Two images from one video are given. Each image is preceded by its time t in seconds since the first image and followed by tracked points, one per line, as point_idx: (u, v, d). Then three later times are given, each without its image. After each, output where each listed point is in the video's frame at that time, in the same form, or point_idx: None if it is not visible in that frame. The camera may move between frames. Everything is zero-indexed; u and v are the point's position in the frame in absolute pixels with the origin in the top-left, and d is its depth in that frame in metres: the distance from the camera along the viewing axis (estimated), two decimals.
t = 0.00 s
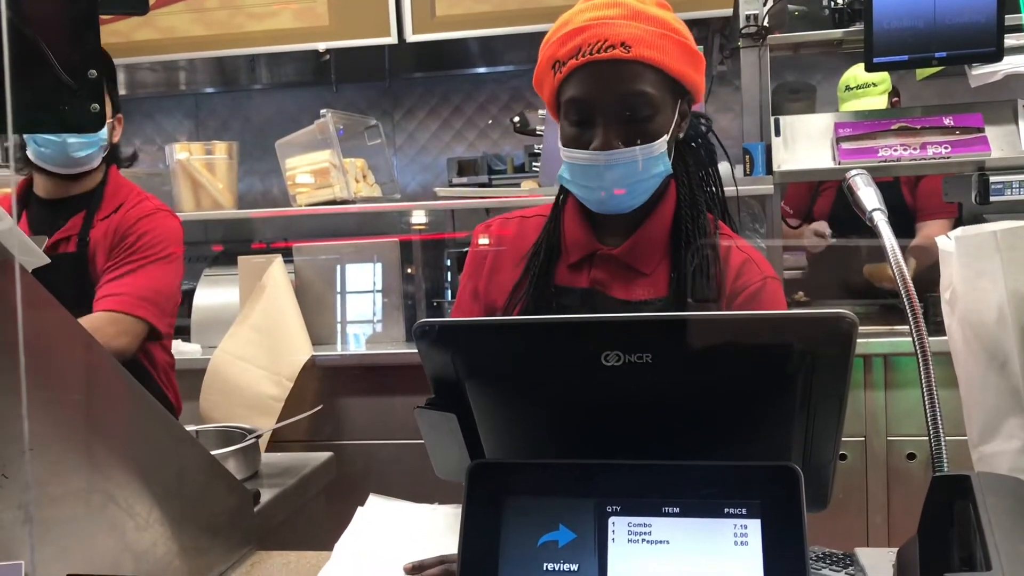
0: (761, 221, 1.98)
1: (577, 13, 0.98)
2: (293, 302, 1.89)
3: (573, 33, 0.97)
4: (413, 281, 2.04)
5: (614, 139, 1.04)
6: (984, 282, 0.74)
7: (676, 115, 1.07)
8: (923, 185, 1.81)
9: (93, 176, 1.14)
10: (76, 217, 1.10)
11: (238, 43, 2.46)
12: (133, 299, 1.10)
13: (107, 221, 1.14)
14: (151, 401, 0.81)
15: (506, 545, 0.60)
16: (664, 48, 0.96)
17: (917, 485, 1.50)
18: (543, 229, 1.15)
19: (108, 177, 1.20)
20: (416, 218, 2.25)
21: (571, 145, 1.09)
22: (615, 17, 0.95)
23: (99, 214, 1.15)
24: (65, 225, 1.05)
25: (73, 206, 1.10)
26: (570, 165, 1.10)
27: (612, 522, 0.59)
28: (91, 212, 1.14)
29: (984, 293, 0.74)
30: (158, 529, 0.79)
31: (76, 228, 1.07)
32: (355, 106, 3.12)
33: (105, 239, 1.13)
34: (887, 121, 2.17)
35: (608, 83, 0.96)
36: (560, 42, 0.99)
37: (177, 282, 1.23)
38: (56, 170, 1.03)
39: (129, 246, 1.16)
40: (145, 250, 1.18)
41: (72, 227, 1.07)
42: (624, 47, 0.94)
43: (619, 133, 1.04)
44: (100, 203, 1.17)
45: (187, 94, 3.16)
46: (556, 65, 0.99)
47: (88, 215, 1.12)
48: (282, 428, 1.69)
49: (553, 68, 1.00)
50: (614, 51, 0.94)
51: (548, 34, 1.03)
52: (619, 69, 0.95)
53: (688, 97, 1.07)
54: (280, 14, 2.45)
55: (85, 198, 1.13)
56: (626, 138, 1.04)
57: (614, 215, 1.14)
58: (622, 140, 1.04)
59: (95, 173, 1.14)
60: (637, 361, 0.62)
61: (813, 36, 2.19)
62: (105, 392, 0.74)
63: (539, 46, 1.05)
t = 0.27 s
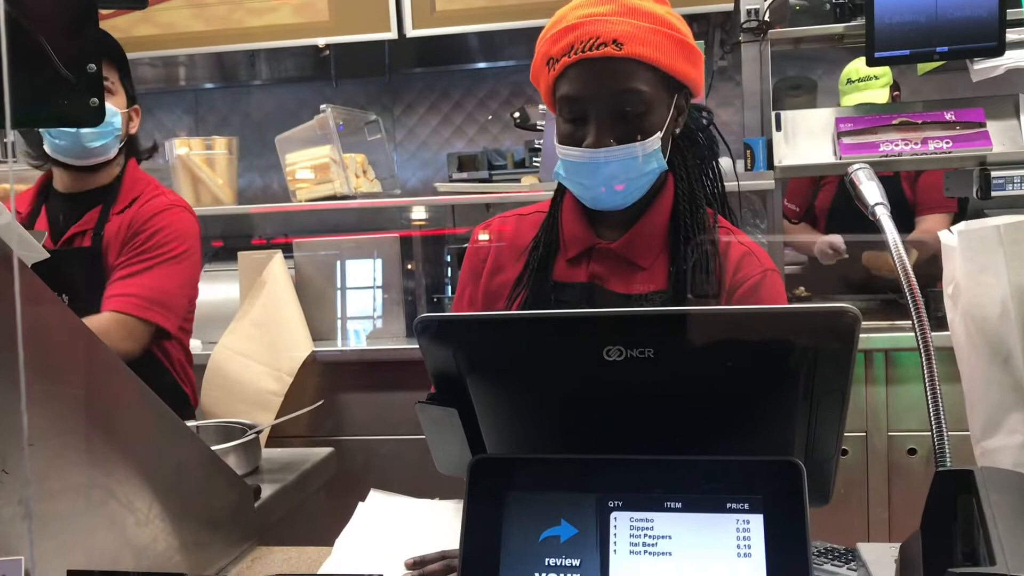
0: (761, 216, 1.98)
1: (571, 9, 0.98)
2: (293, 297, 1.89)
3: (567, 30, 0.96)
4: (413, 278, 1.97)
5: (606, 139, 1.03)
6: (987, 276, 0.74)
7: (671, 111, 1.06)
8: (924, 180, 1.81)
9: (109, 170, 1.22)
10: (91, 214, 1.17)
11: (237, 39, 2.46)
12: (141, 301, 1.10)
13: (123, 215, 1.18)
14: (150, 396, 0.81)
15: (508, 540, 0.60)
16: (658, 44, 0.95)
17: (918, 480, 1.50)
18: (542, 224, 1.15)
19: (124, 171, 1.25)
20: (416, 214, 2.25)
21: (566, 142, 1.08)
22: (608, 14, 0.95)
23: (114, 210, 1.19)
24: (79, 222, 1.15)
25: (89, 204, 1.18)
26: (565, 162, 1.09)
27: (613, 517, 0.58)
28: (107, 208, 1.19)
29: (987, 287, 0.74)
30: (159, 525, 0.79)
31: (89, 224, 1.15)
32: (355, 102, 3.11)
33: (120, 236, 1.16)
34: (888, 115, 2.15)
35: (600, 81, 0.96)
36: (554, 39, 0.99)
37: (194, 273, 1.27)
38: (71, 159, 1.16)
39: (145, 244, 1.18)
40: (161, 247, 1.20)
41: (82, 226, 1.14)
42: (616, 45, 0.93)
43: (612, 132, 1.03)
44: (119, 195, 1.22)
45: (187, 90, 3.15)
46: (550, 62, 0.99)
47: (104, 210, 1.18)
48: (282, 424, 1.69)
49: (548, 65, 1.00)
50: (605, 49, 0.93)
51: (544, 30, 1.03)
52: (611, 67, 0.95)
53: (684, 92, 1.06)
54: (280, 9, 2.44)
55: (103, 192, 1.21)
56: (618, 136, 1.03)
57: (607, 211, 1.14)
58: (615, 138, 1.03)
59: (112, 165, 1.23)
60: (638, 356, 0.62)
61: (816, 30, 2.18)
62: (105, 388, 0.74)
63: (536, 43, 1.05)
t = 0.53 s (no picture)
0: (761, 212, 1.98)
1: (567, 5, 0.97)
2: (294, 293, 1.89)
3: (563, 26, 0.96)
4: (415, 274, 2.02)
5: (603, 135, 1.03)
6: (990, 272, 0.74)
7: (669, 105, 1.05)
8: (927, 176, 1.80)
9: (122, 165, 1.23)
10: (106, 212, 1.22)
11: (237, 34, 2.45)
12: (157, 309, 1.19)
13: (136, 217, 1.23)
14: (149, 392, 0.81)
15: (508, 536, 0.60)
16: (654, 40, 0.94)
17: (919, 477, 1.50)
18: (541, 220, 1.14)
19: (137, 167, 1.27)
20: (417, 211, 2.20)
21: (563, 139, 1.08)
22: (604, 9, 0.94)
23: (127, 211, 1.23)
24: (91, 222, 1.20)
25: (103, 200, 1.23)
26: (561, 159, 1.08)
27: (614, 514, 0.58)
28: (121, 207, 1.23)
29: (990, 283, 0.73)
30: (159, 521, 0.79)
31: (104, 224, 1.20)
32: (355, 97, 3.10)
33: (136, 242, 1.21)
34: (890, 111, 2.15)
35: (597, 78, 0.96)
36: (551, 36, 0.98)
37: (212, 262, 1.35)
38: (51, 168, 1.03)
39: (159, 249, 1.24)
40: (174, 253, 1.25)
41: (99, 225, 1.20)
42: (612, 41, 0.93)
43: (609, 129, 1.03)
44: (133, 193, 1.25)
45: (187, 85, 3.15)
46: (547, 59, 0.99)
47: (118, 209, 1.23)
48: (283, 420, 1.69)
49: (544, 61, 1.00)
50: (601, 46, 0.93)
51: (540, 26, 1.02)
52: (608, 63, 0.94)
53: (682, 87, 1.05)
54: (280, 5, 2.43)
55: (113, 189, 1.24)
56: (614, 133, 1.03)
57: (605, 207, 1.13)
58: (611, 135, 1.03)
59: (120, 163, 1.22)
60: (639, 352, 0.62)
61: (819, 27, 2.16)
62: (104, 384, 0.74)
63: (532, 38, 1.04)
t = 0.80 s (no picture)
0: (763, 209, 1.98)
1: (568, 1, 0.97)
2: (295, 289, 1.89)
3: (565, 22, 0.95)
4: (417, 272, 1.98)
5: (606, 132, 1.03)
6: (992, 269, 0.73)
7: (671, 101, 1.05)
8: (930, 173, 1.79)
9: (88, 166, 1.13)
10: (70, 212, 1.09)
11: (238, 31, 2.45)
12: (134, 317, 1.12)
13: (105, 216, 1.13)
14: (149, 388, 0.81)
15: (510, 534, 0.59)
16: (656, 36, 0.94)
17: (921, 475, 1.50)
18: (543, 217, 1.14)
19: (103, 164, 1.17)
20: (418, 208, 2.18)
21: (565, 136, 1.07)
22: (606, 5, 0.93)
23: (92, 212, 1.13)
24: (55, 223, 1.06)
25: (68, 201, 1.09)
26: (564, 155, 1.08)
27: (615, 511, 0.58)
28: (86, 208, 1.12)
29: (992, 280, 0.73)
30: (160, 518, 0.79)
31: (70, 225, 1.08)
32: (357, 94, 3.10)
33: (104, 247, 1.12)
34: (893, 108, 2.14)
35: (599, 74, 0.95)
36: (552, 33, 0.98)
37: (179, 271, 1.27)
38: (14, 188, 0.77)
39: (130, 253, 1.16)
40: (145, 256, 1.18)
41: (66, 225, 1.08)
42: (614, 37, 0.92)
43: (612, 124, 1.02)
44: (97, 194, 1.15)
45: (188, 82, 3.14)
46: (548, 55, 0.98)
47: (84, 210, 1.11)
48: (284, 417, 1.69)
49: (546, 58, 0.99)
50: (604, 42, 0.92)
51: (541, 23, 1.02)
52: (610, 59, 0.94)
53: (684, 82, 1.05)
54: (281, 1, 2.43)
55: (81, 188, 1.12)
56: (617, 129, 1.03)
57: (606, 204, 1.13)
58: (614, 131, 1.03)
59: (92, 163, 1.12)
60: (641, 349, 0.62)
61: (819, 22, 2.15)
62: (105, 381, 0.74)
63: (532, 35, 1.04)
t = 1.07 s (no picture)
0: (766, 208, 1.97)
1: None
2: (296, 287, 1.90)
3: (565, 20, 0.95)
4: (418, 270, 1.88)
5: (608, 130, 1.02)
6: (995, 267, 0.73)
7: (673, 98, 1.05)
8: (935, 172, 1.78)
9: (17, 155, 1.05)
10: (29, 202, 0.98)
11: (240, 28, 2.45)
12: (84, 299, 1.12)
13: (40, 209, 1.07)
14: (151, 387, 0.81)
15: (511, 532, 0.59)
16: (656, 33, 0.94)
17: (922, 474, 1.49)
18: (544, 216, 1.14)
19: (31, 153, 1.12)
20: (421, 205, 2.23)
21: (567, 134, 1.07)
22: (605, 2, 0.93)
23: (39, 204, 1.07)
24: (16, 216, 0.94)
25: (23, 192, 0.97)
26: (565, 153, 1.08)
27: (617, 509, 0.58)
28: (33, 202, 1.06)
29: (995, 277, 0.73)
30: (162, 515, 0.79)
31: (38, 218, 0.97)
32: (359, 92, 3.09)
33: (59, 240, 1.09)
34: (895, 105, 2.15)
35: (599, 72, 0.95)
36: (552, 31, 0.98)
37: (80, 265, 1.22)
38: None
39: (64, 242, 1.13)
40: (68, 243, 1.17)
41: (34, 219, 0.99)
42: (614, 34, 0.92)
43: (614, 122, 1.02)
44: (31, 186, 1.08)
45: (190, 80, 3.15)
46: (548, 53, 0.98)
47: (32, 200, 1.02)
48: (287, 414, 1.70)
49: (546, 57, 0.99)
50: (604, 39, 0.92)
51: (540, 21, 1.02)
52: (610, 57, 0.94)
53: (685, 79, 1.05)
54: None
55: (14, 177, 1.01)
56: (618, 126, 1.02)
57: (610, 203, 1.13)
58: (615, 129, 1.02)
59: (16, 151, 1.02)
60: (643, 347, 0.62)
61: (821, 21, 2.14)
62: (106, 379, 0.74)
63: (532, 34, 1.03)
